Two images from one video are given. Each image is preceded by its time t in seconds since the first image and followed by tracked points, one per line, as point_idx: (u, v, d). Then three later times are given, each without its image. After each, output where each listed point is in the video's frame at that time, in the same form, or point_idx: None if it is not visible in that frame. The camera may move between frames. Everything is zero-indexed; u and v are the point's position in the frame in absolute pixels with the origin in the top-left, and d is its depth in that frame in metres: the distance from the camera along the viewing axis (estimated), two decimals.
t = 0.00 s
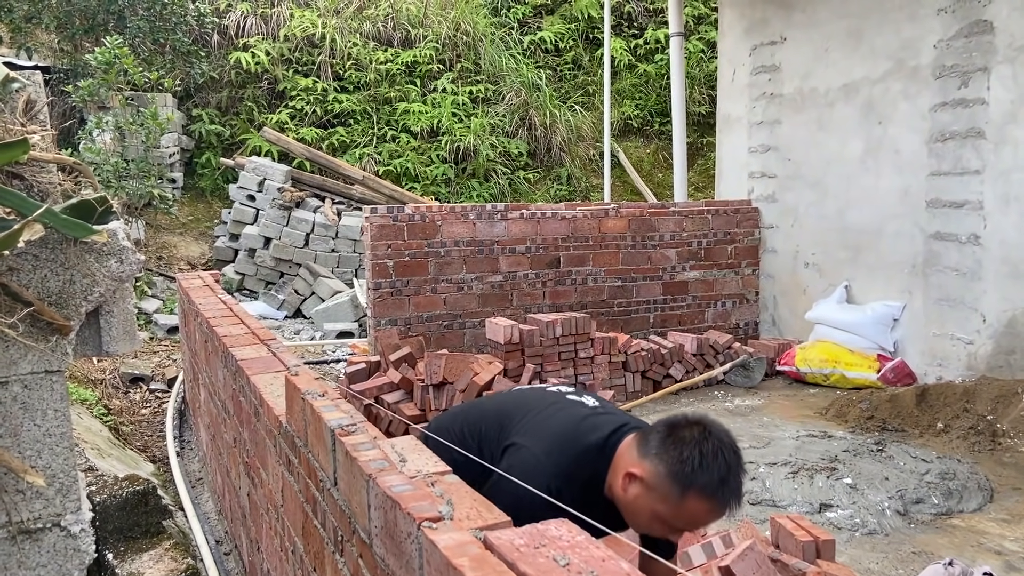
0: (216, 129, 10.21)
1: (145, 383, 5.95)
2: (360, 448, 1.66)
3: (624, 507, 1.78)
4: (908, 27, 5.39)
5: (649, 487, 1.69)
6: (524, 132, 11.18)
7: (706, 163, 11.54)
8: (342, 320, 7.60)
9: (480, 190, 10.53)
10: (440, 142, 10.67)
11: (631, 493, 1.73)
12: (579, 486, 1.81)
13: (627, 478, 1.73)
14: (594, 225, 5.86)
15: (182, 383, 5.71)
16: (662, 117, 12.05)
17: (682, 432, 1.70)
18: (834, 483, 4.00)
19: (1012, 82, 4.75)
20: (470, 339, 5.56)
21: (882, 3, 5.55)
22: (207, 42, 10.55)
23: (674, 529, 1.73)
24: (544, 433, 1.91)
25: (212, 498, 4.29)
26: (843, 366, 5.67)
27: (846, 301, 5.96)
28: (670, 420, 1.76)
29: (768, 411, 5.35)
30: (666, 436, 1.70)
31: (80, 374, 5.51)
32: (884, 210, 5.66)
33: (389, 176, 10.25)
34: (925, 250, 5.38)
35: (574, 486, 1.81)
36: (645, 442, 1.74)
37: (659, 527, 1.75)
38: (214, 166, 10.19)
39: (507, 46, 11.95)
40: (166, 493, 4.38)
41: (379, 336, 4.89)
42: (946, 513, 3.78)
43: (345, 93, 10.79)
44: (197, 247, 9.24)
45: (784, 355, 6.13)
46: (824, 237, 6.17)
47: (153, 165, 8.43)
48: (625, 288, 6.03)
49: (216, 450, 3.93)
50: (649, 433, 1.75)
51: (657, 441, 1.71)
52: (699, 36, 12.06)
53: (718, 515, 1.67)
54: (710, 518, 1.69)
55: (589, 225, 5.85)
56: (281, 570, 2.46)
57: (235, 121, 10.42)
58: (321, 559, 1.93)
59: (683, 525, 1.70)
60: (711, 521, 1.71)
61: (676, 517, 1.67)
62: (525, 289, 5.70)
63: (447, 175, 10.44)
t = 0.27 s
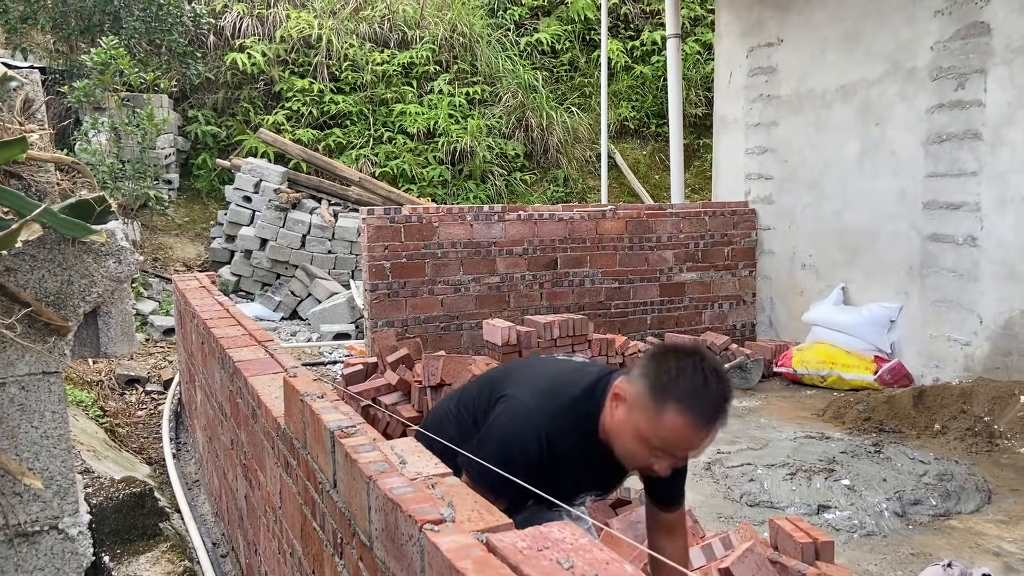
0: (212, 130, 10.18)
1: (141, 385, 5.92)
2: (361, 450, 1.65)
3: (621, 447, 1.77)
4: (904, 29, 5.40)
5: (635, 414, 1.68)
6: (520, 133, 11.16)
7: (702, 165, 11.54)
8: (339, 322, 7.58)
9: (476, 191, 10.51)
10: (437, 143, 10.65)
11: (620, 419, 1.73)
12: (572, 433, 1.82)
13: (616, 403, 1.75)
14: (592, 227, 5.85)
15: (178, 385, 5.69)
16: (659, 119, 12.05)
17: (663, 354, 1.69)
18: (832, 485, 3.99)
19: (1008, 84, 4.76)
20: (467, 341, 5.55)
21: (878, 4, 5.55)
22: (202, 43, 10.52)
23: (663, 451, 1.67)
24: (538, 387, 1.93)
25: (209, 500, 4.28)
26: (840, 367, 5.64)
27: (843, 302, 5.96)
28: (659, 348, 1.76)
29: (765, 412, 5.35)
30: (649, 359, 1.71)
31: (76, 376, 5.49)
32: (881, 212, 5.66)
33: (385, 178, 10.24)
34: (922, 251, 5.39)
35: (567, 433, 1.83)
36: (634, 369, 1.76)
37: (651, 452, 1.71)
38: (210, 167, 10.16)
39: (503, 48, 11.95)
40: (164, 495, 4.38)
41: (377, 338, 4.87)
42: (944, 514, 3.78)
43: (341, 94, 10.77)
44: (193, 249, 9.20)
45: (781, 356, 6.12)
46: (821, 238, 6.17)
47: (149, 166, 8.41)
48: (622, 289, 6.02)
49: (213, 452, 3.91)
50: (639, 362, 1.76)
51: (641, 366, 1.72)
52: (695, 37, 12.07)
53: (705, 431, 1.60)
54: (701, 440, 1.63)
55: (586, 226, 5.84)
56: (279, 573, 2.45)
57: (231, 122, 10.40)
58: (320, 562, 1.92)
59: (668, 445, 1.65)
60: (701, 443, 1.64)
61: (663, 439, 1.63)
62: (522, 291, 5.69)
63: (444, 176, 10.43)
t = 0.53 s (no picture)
0: (209, 131, 10.17)
1: (137, 386, 5.91)
2: (360, 453, 1.65)
3: (599, 316, 1.60)
4: (901, 31, 5.41)
5: (596, 274, 1.57)
6: (517, 135, 11.17)
7: (699, 167, 11.55)
8: (335, 323, 7.57)
9: (473, 193, 10.51)
10: (434, 145, 10.64)
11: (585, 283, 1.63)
12: (558, 331, 1.63)
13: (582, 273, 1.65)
14: (589, 229, 5.85)
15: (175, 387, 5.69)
16: (655, 121, 12.06)
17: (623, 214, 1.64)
18: (830, 487, 4.00)
19: (1005, 87, 4.78)
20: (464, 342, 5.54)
21: (876, 7, 5.56)
22: (199, 44, 10.50)
23: (628, 298, 1.52)
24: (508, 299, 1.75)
25: (205, 503, 4.27)
26: (837, 370, 5.62)
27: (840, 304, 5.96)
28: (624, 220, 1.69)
29: (762, 414, 5.35)
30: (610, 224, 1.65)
31: (72, 378, 5.46)
32: (878, 214, 5.67)
33: (382, 179, 10.23)
34: (918, 253, 5.40)
35: (555, 336, 1.62)
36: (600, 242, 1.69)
37: (617, 310, 1.54)
38: (207, 169, 10.15)
39: (500, 50, 11.96)
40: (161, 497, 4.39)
41: (374, 340, 4.88)
42: (941, 517, 3.78)
43: (338, 96, 10.76)
44: (189, 250, 9.18)
45: (778, 359, 6.11)
46: (818, 240, 6.17)
47: (145, 167, 8.39)
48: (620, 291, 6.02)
49: (210, 454, 3.90)
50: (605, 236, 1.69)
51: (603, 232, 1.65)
52: (692, 40, 12.10)
53: (663, 257, 1.49)
54: (668, 270, 1.50)
55: (584, 228, 5.84)
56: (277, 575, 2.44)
57: (227, 124, 10.39)
58: (319, 564, 1.91)
59: (629, 285, 1.51)
60: (662, 277, 1.50)
61: (624, 277, 1.51)
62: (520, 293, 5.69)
63: (441, 178, 10.42)
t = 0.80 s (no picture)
0: (207, 133, 10.16)
1: (135, 389, 5.90)
2: (361, 458, 1.65)
3: (581, 222, 1.61)
4: (899, 35, 5.43)
5: (573, 185, 1.63)
6: (515, 137, 11.18)
7: (696, 170, 11.56)
8: (334, 326, 7.56)
9: (472, 196, 10.51)
10: (432, 147, 10.65)
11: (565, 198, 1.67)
12: (545, 250, 1.63)
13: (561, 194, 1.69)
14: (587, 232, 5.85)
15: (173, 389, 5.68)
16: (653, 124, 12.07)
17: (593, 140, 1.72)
18: (828, 490, 4.00)
19: (1001, 91, 4.80)
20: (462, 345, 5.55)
21: (874, 11, 5.58)
22: (198, 46, 10.50)
23: (605, 188, 1.56)
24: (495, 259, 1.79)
25: (203, 505, 4.26)
26: (835, 373, 5.64)
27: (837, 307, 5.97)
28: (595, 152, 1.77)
29: (760, 417, 5.36)
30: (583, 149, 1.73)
31: (71, 380, 5.46)
32: (875, 218, 5.69)
33: (380, 182, 10.23)
34: (916, 257, 5.41)
35: (546, 255, 1.62)
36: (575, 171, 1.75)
37: (596, 205, 1.57)
38: (205, 171, 10.14)
39: (498, 52, 11.98)
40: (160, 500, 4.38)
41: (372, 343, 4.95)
42: (939, 520, 3.79)
43: (336, 98, 10.77)
44: (187, 252, 9.17)
45: (776, 361, 6.12)
46: (816, 243, 6.18)
47: (144, 170, 8.38)
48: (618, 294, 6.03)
49: (209, 457, 3.90)
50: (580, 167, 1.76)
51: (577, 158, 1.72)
52: (690, 43, 12.13)
53: (630, 144, 1.56)
54: (639, 157, 1.57)
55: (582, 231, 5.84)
56: None
57: (225, 126, 10.38)
58: (319, 568, 1.92)
59: (603, 173, 1.56)
60: (633, 161, 1.56)
61: (598, 167, 1.56)
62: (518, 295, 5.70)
63: (439, 180, 10.42)
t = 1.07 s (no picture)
0: (207, 135, 10.17)
1: (135, 391, 5.90)
2: (363, 462, 1.65)
3: (574, 205, 1.63)
4: (898, 39, 5.44)
5: (568, 171, 1.65)
6: (514, 140, 11.19)
7: (695, 172, 11.58)
8: (333, 328, 7.56)
9: (471, 198, 10.51)
10: (431, 149, 10.66)
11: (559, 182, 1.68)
12: (539, 234, 1.64)
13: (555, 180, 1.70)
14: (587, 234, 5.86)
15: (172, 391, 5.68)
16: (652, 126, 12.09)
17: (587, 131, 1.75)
18: (827, 493, 4.01)
19: (1001, 95, 4.81)
20: (462, 348, 5.55)
21: (873, 14, 5.59)
22: (198, 48, 10.51)
23: (599, 171, 1.59)
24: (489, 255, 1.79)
25: (203, 508, 4.26)
26: (834, 375, 5.65)
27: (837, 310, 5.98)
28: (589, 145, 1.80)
29: (760, 420, 5.36)
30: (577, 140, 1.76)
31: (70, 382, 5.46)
32: (875, 221, 5.69)
33: (380, 184, 10.24)
34: (915, 260, 5.42)
35: (541, 239, 1.63)
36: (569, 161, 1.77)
37: (590, 188, 1.59)
38: (204, 172, 10.14)
39: (497, 55, 12.00)
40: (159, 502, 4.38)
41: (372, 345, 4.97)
42: (938, 523, 3.79)
43: (336, 100, 10.78)
44: (187, 254, 9.17)
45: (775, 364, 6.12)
46: (815, 246, 6.19)
47: (144, 171, 8.38)
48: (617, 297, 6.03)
49: (208, 460, 3.90)
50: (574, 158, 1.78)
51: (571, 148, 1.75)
52: (689, 46, 12.16)
53: (625, 128, 1.59)
54: (634, 140, 1.59)
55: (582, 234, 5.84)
56: None
57: (225, 128, 10.39)
58: (320, 571, 1.92)
59: (597, 157, 1.58)
60: (627, 144, 1.58)
61: (593, 150, 1.59)
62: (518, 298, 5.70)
63: (438, 182, 10.42)
